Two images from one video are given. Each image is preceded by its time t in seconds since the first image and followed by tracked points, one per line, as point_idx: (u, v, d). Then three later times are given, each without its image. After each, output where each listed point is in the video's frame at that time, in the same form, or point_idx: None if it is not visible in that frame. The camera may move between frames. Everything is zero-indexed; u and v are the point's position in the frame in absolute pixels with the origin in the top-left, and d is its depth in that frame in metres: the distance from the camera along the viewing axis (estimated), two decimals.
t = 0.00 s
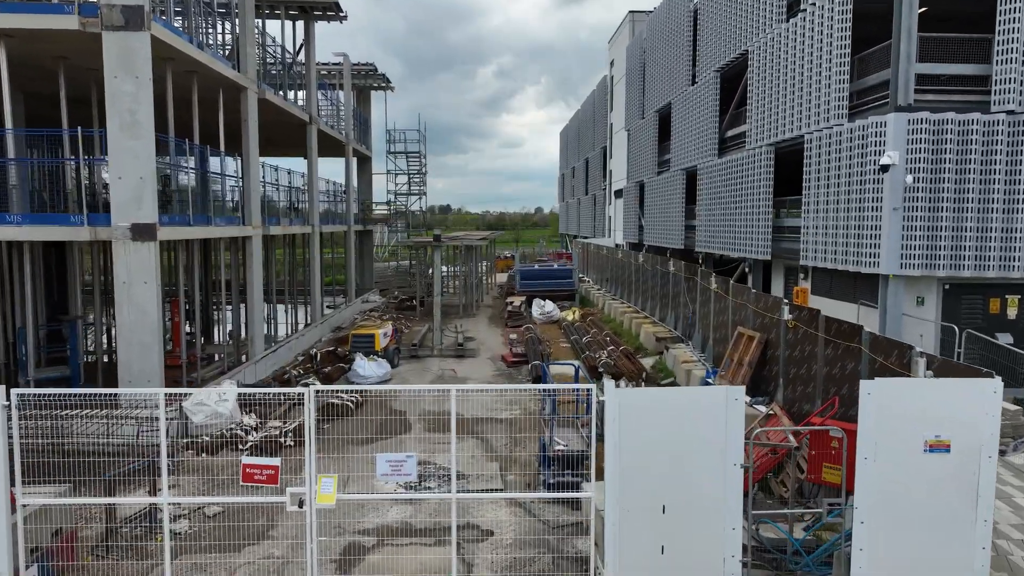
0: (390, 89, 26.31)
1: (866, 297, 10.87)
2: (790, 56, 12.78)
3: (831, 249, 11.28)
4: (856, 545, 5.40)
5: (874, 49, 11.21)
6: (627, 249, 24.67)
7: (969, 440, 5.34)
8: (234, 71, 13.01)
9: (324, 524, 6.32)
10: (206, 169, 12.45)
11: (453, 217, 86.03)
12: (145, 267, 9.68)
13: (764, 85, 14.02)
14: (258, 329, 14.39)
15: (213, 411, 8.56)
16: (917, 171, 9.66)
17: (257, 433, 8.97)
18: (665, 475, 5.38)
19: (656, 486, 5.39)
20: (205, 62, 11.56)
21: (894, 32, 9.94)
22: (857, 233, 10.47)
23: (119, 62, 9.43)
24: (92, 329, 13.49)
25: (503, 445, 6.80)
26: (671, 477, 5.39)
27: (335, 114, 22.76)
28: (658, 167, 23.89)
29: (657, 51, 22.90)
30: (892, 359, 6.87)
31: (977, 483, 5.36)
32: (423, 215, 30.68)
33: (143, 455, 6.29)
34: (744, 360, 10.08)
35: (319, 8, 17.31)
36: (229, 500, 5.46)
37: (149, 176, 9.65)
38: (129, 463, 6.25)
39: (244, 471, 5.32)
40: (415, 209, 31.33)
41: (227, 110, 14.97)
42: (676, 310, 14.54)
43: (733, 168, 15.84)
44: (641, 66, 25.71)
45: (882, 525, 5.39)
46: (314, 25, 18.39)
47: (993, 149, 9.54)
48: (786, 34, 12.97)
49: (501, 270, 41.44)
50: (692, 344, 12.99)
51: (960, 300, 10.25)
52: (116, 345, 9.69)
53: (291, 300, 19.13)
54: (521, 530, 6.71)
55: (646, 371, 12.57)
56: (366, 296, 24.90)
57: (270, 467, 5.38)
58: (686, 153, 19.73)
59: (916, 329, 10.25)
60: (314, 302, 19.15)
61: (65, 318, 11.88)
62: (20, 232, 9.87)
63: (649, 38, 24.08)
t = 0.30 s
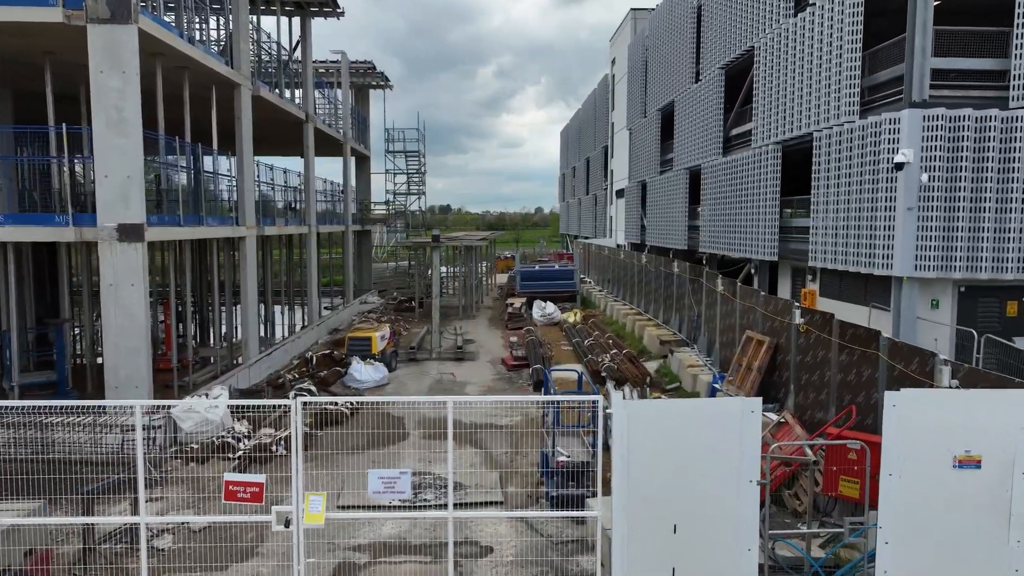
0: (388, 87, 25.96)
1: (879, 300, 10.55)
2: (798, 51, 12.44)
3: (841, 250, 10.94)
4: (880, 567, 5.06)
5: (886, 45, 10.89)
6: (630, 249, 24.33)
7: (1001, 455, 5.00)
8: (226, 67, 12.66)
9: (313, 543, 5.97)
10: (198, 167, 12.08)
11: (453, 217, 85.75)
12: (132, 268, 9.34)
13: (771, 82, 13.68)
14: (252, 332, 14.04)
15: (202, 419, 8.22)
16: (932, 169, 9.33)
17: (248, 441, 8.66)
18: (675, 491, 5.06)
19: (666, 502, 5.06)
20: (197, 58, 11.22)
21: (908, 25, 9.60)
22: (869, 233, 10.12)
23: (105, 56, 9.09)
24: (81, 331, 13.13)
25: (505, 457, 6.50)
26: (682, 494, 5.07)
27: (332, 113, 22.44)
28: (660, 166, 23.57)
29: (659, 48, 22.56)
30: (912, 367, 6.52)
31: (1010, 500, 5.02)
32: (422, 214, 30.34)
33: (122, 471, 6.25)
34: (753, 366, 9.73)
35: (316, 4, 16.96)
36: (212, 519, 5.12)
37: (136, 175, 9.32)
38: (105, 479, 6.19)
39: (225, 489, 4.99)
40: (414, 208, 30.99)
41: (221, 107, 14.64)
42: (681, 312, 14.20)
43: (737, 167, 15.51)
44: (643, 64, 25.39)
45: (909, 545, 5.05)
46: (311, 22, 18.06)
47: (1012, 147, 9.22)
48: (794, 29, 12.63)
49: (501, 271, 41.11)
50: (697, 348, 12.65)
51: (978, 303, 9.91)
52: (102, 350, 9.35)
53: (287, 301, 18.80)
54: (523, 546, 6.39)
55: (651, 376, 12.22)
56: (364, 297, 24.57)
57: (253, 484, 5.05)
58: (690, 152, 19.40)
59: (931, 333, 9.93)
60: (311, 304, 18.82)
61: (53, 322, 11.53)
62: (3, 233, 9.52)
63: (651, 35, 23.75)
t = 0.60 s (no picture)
0: (387, 86, 25.61)
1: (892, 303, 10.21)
2: (807, 46, 12.09)
3: (852, 251, 10.60)
4: None
5: (899, 39, 10.55)
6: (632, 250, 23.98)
7: None
8: (219, 62, 12.32)
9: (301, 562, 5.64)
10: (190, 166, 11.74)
11: (453, 217, 85.40)
12: (118, 269, 9.00)
13: (778, 77, 13.34)
14: (246, 335, 13.70)
15: (190, 428, 7.91)
16: (948, 168, 9.00)
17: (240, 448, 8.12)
18: (690, 512, 4.73)
19: (681, 524, 4.73)
20: (188, 53, 10.88)
21: (925, 18, 9.27)
22: (883, 233, 9.79)
23: (90, 51, 8.75)
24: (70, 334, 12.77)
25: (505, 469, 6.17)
26: (699, 516, 4.74)
27: (330, 111, 22.09)
28: (663, 165, 23.22)
29: (662, 46, 22.20)
30: (935, 376, 6.18)
31: None
32: (421, 214, 30.02)
33: (98, 485, 6.25)
34: (762, 371, 9.39)
35: None
36: (193, 540, 4.83)
37: (123, 174, 8.98)
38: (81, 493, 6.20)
39: (207, 509, 4.69)
40: (413, 208, 30.66)
41: (214, 105, 14.31)
42: (685, 314, 13.87)
43: (743, 165, 15.17)
44: (645, 62, 25.05)
45: (939, 569, 4.71)
46: (308, 18, 17.73)
47: None
48: (803, 24, 12.29)
49: (501, 271, 40.77)
50: (703, 351, 12.31)
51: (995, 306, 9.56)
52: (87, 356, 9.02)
53: (283, 302, 18.46)
54: (524, 563, 6.06)
55: (656, 380, 11.85)
56: (363, 298, 24.25)
57: (237, 503, 4.75)
58: (693, 151, 19.05)
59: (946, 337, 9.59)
60: (307, 306, 18.50)
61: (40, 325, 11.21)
62: None
63: (654, 32, 23.39)
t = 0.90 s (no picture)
0: (385, 84, 25.25)
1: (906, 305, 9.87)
2: (816, 41, 11.75)
3: (864, 252, 10.25)
4: None
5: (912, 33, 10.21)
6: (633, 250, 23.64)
7: None
8: (211, 58, 11.99)
9: None
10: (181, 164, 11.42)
11: (453, 217, 85.11)
12: (103, 270, 8.66)
13: (786, 74, 13.00)
14: (240, 338, 13.36)
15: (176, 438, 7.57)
16: (966, 165, 8.69)
17: (230, 457, 7.74)
18: (708, 535, 4.39)
19: (698, 549, 4.39)
20: (178, 48, 10.55)
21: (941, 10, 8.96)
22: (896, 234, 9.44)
23: (74, 44, 8.41)
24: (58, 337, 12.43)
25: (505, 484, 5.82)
26: (719, 541, 4.39)
27: (327, 109, 21.72)
28: (666, 165, 22.88)
29: (665, 43, 21.84)
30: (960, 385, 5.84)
31: None
32: (420, 214, 29.67)
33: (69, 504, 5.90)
34: (772, 377, 9.05)
35: None
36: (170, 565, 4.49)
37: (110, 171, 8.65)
38: (51, 510, 5.93)
39: (184, 533, 4.36)
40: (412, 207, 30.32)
41: (207, 101, 13.97)
42: (690, 316, 13.52)
43: (749, 164, 14.82)
44: (647, 60, 24.70)
45: None
46: (304, 14, 17.38)
47: None
48: (811, 18, 11.94)
49: (501, 271, 40.43)
50: (709, 354, 11.97)
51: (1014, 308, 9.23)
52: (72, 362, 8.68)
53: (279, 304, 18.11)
54: None
55: (661, 385, 11.51)
56: (361, 299, 23.91)
57: (216, 526, 4.41)
58: (697, 150, 18.71)
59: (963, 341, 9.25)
60: (303, 307, 18.16)
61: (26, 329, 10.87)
62: None
63: (656, 29, 23.05)
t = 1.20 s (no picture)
0: (383, 82, 24.91)
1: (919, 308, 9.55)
2: (825, 36, 11.39)
3: (876, 253, 9.90)
4: None
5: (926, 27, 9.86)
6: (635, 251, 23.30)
7: None
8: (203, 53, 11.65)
9: None
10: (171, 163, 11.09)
11: (452, 217, 84.79)
12: (86, 272, 8.32)
13: (793, 70, 12.63)
14: (233, 341, 13.04)
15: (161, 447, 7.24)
16: (985, 164, 8.35)
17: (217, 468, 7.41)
18: (720, 556, 4.04)
19: (709, 570, 4.04)
20: (167, 42, 10.21)
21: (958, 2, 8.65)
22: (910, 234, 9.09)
23: (56, 37, 8.07)
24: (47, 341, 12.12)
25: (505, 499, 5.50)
26: (720, 549, 4.04)
27: (324, 107, 21.37)
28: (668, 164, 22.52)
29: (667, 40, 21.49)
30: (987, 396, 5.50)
31: None
32: (419, 214, 29.35)
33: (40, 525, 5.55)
34: (782, 384, 8.71)
35: None
36: None
37: (93, 169, 8.32)
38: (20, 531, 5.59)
39: (156, 558, 4.02)
40: (411, 208, 29.99)
41: (199, 98, 13.63)
42: (695, 319, 13.19)
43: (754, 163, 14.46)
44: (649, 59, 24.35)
45: None
46: (300, 10, 17.04)
47: None
48: (821, 11, 11.58)
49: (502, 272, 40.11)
50: (714, 358, 11.64)
51: None
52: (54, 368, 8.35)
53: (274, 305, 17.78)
54: None
55: (665, 390, 11.19)
56: (359, 301, 23.60)
57: (191, 551, 4.07)
58: (700, 149, 18.35)
59: (979, 346, 8.92)
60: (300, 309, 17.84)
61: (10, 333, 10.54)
62: None
63: (658, 27, 22.70)
